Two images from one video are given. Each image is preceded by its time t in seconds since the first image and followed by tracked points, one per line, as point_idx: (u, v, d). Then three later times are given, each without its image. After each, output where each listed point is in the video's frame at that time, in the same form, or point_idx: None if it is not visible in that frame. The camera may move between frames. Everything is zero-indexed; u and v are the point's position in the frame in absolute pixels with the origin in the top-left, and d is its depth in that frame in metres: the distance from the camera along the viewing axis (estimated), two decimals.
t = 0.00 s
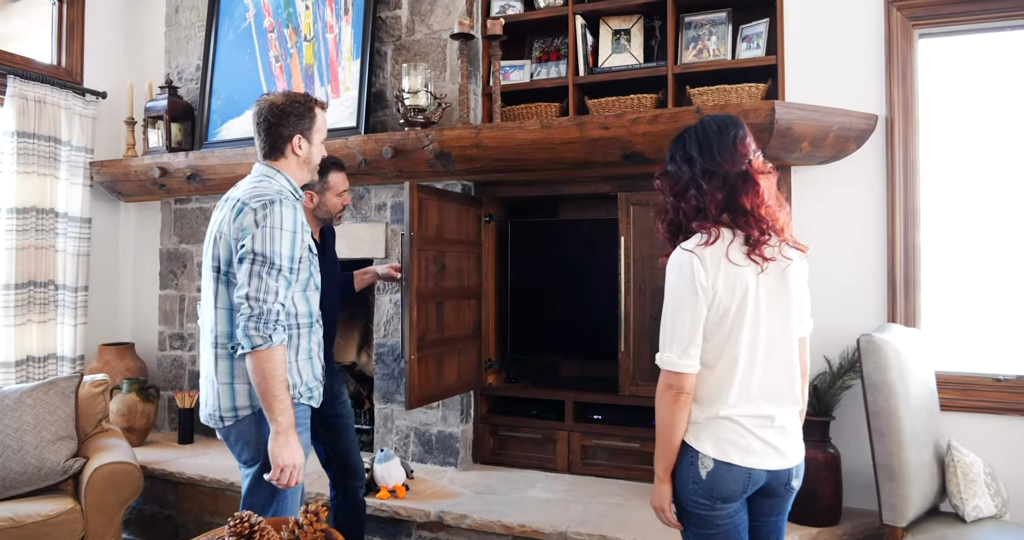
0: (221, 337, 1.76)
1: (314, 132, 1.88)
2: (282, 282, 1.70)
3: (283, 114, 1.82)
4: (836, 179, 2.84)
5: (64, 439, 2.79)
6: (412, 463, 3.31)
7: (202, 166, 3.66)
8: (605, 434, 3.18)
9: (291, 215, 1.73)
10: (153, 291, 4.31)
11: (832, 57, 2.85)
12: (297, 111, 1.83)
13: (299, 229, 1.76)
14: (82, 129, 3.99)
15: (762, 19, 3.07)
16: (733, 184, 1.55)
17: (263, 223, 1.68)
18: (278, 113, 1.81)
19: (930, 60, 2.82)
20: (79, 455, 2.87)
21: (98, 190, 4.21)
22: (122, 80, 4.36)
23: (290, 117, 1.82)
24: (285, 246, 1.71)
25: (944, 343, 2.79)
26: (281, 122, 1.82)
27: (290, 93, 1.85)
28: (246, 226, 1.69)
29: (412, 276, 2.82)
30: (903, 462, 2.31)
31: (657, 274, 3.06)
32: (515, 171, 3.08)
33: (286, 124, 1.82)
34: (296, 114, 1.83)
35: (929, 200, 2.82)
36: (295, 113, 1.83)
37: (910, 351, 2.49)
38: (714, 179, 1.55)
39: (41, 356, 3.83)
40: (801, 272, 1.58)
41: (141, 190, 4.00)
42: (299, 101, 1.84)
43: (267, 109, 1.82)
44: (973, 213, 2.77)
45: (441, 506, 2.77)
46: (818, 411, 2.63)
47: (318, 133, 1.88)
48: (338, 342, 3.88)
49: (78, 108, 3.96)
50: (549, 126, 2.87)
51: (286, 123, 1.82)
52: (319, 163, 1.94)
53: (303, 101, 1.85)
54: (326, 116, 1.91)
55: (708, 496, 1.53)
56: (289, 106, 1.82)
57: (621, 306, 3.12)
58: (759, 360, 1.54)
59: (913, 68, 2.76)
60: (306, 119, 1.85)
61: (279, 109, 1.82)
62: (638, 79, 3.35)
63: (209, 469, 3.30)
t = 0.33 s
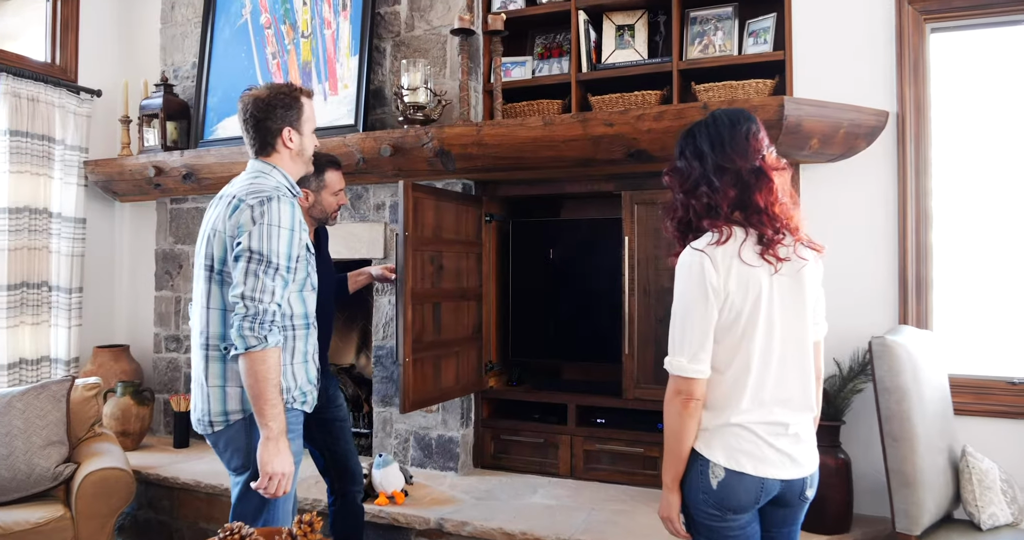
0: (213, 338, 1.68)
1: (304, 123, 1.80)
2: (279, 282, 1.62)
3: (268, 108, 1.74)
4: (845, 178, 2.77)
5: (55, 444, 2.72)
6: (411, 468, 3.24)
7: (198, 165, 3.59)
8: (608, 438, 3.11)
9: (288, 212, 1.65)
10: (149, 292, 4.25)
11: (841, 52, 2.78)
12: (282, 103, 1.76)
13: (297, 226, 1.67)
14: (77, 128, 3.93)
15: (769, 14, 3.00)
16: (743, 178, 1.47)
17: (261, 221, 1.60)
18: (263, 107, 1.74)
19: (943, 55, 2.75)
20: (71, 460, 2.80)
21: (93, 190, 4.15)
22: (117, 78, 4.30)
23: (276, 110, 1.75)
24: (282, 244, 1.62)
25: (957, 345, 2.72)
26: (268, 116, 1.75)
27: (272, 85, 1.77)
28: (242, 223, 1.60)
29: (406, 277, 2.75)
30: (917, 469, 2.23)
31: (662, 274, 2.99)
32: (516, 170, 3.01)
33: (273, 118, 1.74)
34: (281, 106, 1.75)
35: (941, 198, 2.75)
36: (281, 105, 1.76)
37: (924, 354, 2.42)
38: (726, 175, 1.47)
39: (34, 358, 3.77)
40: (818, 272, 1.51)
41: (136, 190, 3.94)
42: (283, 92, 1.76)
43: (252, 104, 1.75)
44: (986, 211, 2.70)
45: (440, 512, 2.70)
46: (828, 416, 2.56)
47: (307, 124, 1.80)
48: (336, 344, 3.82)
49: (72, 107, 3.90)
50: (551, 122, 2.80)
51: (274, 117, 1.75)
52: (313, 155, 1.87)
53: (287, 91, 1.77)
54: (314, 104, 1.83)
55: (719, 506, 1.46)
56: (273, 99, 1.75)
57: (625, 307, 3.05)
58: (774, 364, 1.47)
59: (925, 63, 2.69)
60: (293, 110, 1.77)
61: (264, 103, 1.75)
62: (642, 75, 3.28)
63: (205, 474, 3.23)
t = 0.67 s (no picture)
0: (202, 340, 1.60)
1: (296, 116, 1.73)
2: (271, 281, 1.56)
3: (259, 101, 1.67)
4: (852, 175, 2.71)
5: (44, 448, 2.65)
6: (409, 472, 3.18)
7: (192, 163, 3.53)
8: (611, 441, 3.05)
9: (280, 209, 1.58)
10: (143, 292, 4.18)
11: (849, 46, 2.72)
12: (274, 96, 1.69)
13: (289, 223, 1.61)
14: (69, 125, 3.86)
15: (775, 7, 2.94)
16: (754, 173, 1.40)
17: (251, 218, 1.54)
18: (254, 99, 1.67)
19: (954, 50, 2.69)
20: (60, 465, 2.74)
21: (86, 188, 4.08)
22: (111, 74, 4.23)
23: (267, 103, 1.68)
24: (274, 241, 1.56)
25: (968, 346, 2.66)
26: (260, 108, 1.67)
27: (264, 77, 1.70)
28: (232, 220, 1.53)
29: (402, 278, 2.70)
30: (930, 474, 2.16)
31: (666, 274, 2.93)
32: (515, 167, 2.95)
33: (264, 110, 1.67)
34: (273, 99, 1.68)
35: (952, 196, 2.68)
36: (272, 98, 1.68)
37: (935, 355, 2.35)
38: (737, 170, 1.40)
39: (25, 360, 3.70)
40: (832, 272, 1.44)
41: (130, 188, 3.87)
42: (274, 84, 1.69)
43: (243, 96, 1.68)
44: (998, 209, 2.64)
45: (439, 518, 2.64)
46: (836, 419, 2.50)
47: (300, 118, 1.73)
48: (334, 345, 3.75)
49: (65, 103, 3.83)
50: (552, 118, 2.74)
51: (265, 109, 1.68)
52: (305, 150, 1.80)
53: (279, 83, 1.70)
54: (306, 97, 1.76)
55: (729, 516, 1.39)
56: (264, 91, 1.67)
57: (628, 307, 2.99)
58: (787, 368, 1.40)
59: (935, 57, 2.63)
60: (285, 102, 1.70)
61: (255, 95, 1.67)
62: (645, 71, 3.22)
63: (199, 477, 3.17)
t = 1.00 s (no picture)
0: (191, 342, 1.53)
1: (298, 117, 1.68)
2: (261, 280, 1.49)
3: (263, 93, 1.61)
4: (862, 172, 2.64)
5: (33, 452, 2.59)
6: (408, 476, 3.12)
7: (187, 160, 3.46)
8: (615, 445, 2.98)
9: (269, 205, 1.52)
10: (138, 292, 4.11)
11: (860, 38, 2.65)
12: (278, 91, 1.63)
13: (280, 221, 1.54)
14: (64, 122, 3.80)
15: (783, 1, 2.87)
16: (770, 168, 1.33)
17: (239, 214, 1.47)
18: (258, 91, 1.61)
19: (967, 44, 2.62)
20: (51, 469, 2.67)
21: (80, 186, 4.01)
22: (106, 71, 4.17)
23: (271, 97, 1.62)
24: (264, 239, 1.49)
25: (982, 347, 2.59)
26: (261, 101, 1.61)
27: (271, 71, 1.65)
28: (220, 217, 1.47)
29: (401, 278, 2.63)
30: (946, 481, 2.09)
31: (671, 274, 2.86)
32: (517, 164, 2.88)
33: (265, 103, 1.61)
34: (277, 95, 1.62)
35: (965, 193, 2.62)
36: (276, 93, 1.63)
37: (950, 357, 2.28)
38: (751, 164, 1.33)
39: (18, 361, 3.63)
40: (850, 272, 1.37)
41: (125, 186, 3.81)
42: (280, 81, 1.64)
43: (246, 87, 1.61)
44: (1012, 207, 2.57)
45: (439, 524, 2.58)
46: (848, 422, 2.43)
47: (301, 118, 1.68)
48: (332, 346, 3.69)
49: (58, 100, 3.77)
50: (555, 114, 2.67)
51: (266, 103, 1.62)
52: (300, 152, 1.73)
53: (286, 81, 1.65)
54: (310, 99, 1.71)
55: (742, 527, 1.31)
56: (270, 85, 1.62)
57: (632, 307, 2.92)
58: (802, 373, 1.32)
59: (948, 51, 2.56)
60: (288, 100, 1.64)
61: (259, 88, 1.61)
62: (650, 66, 3.15)
63: (194, 481, 3.10)
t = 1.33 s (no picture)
0: (176, 345, 1.47)
1: (297, 119, 1.61)
2: (249, 281, 1.42)
3: (262, 91, 1.55)
4: (872, 170, 2.58)
5: (21, 458, 2.52)
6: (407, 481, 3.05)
7: (182, 159, 3.40)
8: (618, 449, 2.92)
9: (258, 203, 1.46)
10: (133, 294, 4.05)
11: (870, 32, 2.58)
12: (278, 90, 1.57)
13: (269, 220, 1.48)
14: (57, 121, 3.73)
15: None
16: (785, 164, 1.27)
17: (226, 212, 1.41)
18: (258, 89, 1.55)
19: (978, 39, 2.56)
20: (40, 475, 2.60)
21: (73, 186, 3.95)
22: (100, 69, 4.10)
23: (271, 96, 1.56)
24: (251, 238, 1.43)
25: (994, 350, 2.53)
26: (259, 98, 1.55)
27: (274, 70, 1.59)
28: (206, 215, 1.41)
29: (400, 279, 2.56)
30: (961, 487, 2.03)
31: (675, 275, 2.79)
32: (518, 163, 2.82)
33: (263, 101, 1.55)
34: (277, 94, 1.56)
35: (977, 192, 2.55)
36: (275, 92, 1.57)
37: (964, 360, 2.22)
38: (765, 159, 1.26)
39: (9, 364, 3.57)
40: (867, 273, 1.30)
41: (118, 186, 3.74)
42: (282, 80, 1.58)
43: (246, 83, 1.55)
44: None
45: (437, 531, 2.51)
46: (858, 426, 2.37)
47: (299, 120, 1.61)
48: (330, 348, 3.62)
49: (51, 99, 3.70)
50: (557, 111, 2.61)
51: (264, 101, 1.56)
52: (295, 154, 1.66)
53: (289, 82, 1.59)
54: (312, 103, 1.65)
55: None
56: (272, 84, 1.56)
57: (636, 309, 2.86)
58: (818, 378, 1.24)
59: (960, 47, 2.50)
60: (288, 100, 1.58)
61: (259, 86, 1.55)
62: (653, 63, 3.09)
63: (187, 487, 3.03)
